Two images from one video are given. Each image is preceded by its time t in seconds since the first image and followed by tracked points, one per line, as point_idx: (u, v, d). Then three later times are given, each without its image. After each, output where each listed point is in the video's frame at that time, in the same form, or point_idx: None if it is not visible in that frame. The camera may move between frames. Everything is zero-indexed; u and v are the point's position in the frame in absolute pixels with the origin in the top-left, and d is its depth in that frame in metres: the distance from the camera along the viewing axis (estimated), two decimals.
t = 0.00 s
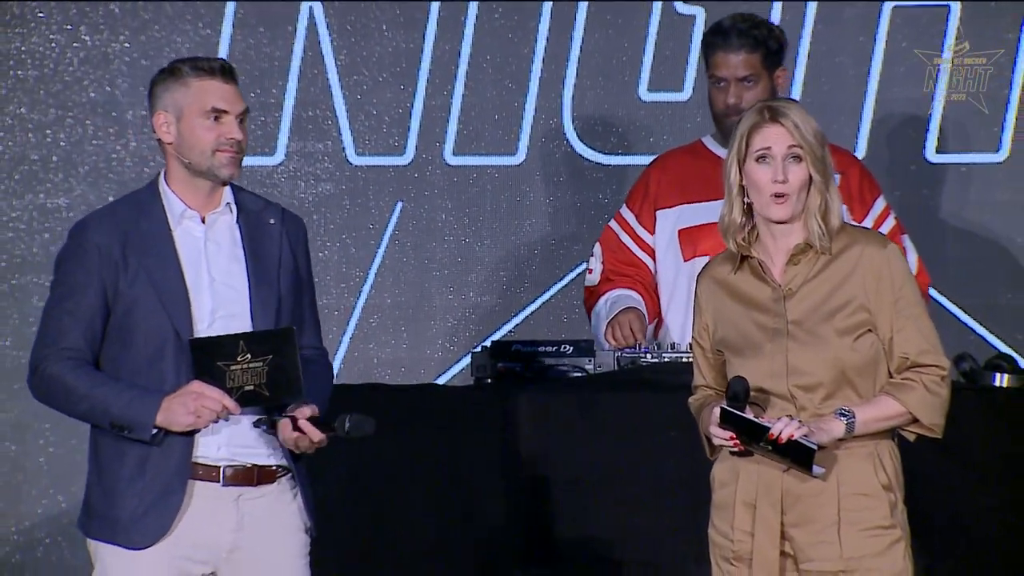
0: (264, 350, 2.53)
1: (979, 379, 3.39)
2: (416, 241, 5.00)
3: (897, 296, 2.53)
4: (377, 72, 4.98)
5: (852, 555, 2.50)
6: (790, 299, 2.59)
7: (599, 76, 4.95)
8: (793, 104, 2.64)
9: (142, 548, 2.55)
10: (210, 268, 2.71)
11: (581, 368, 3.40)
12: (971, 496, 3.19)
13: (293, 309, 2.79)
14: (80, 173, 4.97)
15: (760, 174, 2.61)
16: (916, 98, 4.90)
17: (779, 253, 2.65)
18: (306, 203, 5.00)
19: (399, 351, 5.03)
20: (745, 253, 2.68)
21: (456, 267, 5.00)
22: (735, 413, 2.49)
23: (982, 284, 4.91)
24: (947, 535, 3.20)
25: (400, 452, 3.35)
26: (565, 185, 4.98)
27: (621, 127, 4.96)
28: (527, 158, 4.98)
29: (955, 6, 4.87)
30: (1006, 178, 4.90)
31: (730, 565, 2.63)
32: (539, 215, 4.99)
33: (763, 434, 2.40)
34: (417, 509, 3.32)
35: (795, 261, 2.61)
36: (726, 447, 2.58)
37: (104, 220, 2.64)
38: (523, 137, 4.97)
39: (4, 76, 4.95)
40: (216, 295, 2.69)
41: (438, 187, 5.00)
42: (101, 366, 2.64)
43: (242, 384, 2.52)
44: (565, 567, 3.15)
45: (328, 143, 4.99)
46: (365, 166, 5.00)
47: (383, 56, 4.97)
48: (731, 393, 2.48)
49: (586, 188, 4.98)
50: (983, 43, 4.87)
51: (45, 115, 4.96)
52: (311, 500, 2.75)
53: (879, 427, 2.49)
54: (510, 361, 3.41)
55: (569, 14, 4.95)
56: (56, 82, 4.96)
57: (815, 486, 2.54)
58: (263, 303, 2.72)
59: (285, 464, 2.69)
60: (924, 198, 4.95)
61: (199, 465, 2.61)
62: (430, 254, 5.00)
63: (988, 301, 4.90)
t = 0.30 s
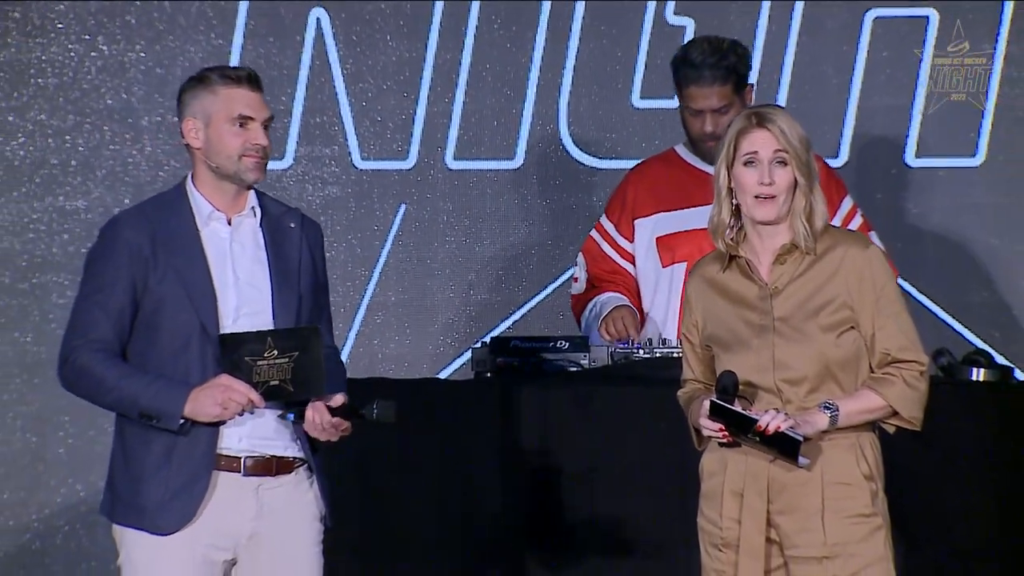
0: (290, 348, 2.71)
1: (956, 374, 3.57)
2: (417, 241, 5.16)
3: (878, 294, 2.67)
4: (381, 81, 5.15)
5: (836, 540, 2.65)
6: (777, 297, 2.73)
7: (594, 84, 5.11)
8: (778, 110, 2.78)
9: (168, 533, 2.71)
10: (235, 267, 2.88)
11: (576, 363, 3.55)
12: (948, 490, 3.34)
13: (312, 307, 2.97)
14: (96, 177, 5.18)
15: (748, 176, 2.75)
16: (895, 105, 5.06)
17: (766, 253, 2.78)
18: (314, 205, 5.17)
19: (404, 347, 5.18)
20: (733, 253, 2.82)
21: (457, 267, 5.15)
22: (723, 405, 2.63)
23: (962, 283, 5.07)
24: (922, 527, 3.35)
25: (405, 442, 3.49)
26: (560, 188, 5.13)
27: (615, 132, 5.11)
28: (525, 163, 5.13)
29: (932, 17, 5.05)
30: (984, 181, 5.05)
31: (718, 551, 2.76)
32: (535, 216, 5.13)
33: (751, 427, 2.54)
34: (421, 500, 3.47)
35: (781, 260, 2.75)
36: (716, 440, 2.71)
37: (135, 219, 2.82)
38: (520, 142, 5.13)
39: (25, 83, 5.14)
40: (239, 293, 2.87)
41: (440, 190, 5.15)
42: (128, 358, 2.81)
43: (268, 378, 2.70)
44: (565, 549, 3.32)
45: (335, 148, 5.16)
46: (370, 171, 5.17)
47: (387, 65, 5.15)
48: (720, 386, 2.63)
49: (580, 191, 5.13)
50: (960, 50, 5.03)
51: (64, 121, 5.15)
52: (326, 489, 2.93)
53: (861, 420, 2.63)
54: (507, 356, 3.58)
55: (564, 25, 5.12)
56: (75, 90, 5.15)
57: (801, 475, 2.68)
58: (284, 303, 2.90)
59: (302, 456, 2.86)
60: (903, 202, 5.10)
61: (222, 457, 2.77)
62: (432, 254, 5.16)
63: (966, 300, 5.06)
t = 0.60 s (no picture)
0: (303, 352, 2.84)
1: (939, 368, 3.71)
2: (421, 240, 5.29)
3: (864, 290, 2.78)
4: (386, 85, 5.27)
5: (825, 527, 2.75)
6: (767, 293, 2.84)
7: (592, 88, 5.25)
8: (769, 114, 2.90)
9: (181, 520, 2.83)
10: (249, 265, 3.02)
11: (574, 357, 3.69)
12: (934, 482, 3.44)
13: (322, 304, 3.11)
14: (112, 178, 5.30)
15: (739, 177, 2.87)
16: (882, 109, 5.20)
17: (756, 251, 2.91)
18: (321, 205, 5.29)
19: (408, 342, 5.32)
20: (726, 251, 2.94)
21: (459, 265, 5.28)
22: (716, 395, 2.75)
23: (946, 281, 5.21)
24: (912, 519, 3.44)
25: (410, 434, 3.61)
26: (560, 188, 5.27)
27: (613, 134, 5.25)
28: (525, 165, 5.26)
29: (918, 24, 5.19)
30: (968, 182, 5.21)
31: (711, 539, 2.87)
32: (536, 216, 5.26)
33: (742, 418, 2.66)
34: (426, 490, 3.59)
35: (772, 258, 2.86)
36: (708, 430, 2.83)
37: (153, 218, 2.93)
38: (520, 144, 5.26)
39: (42, 88, 5.28)
40: (253, 290, 3.00)
41: (442, 189, 5.27)
42: (144, 351, 2.92)
43: (279, 382, 2.82)
44: (565, 536, 3.44)
45: (341, 151, 5.29)
46: (376, 172, 5.29)
47: (392, 70, 5.27)
48: (713, 378, 2.75)
49: (578, 191, 5.27)
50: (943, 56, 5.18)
51: (80, 125, 5.29)
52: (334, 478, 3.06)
53: (850, 410, 2.72)
54: (508, 350, 3.67)
55: (564, 31, 5.24)
56: (91, 94, 5.28)
57: (791, 465, 2.78)
58: (296, 299, 3.02)
59: (312, 447, 2.99)
60: (889, 202, 5.24)
61: (235, 448, 2.89)
62: (435, 253, 5.28)
63: (951, 296, 5.22)
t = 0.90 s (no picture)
0: (307, 355, 2.91)
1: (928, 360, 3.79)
2: (422, 233, 5.37)
3: (855, 283, 2.86)
4: (387, 83, 5.36)
5: (816, 514, 2.81)
6: (760, 286, 2.91)
7: (589, 86, 5.33)
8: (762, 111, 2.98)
9: (186, 507, 2.91)
10: (252, 259, 3.10)
11: (572, 348, 3.78)
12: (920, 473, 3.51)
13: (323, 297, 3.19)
14: (120, 173, 5.39)
15: (732, 171, 2.95)
16: (871, 106, 5.28)
17: (750, 244, 2.98)
18: (324, 200, 5.37)
19: (409, 333, 5.39)
20: (720, 245, 3.02)
21: (458, 259, 5.37)
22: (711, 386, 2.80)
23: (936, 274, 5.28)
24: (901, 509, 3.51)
25: (410, 423, 3.69)
26: (558, 184, 5.35)
27: (610, 132, 5.34)
28: (523, 160, 5.34)
29: (907, 24, 5.28)
30: (955, 177, 5.28)
31: (705, 526, 2.94)
32: (535, 210, 5.36)
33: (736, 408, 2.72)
34: (426, 478, 3.67)
35: (764, 251, 2.94)
36: (702, 419, 2.90)
37: (159, 213, 3.02)
38: (520, 139, 5.34)
39: (51, 86, 5.36)
40: (257, 282, 3.08)
41: (443, 184, 5.35)
42: (150, 344, 3.01)
43: (282, 382, 2.90)
44: (561, 523, 3.54)
45: (344, 147, 5.36)
46: (378, 168, 5.36)
47: (393, 68, 5.35)
48: (707, 369, 2.81)
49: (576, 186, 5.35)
50: (932, 54, 5.28)
51: (89, 121, 5.38)
52: (336, 467, 3.15)
53: (842, 401, 2.79)
54: (507, 342, 3.77)
55: (561, 30, 5.33)
56: (99, 91, 5.38)
57: (783, 454, 2.84)
58: (298, 292, 3.11)
59: (313, 437, 3.07)
60: (880, 197, 5.32)
61: (238, 437, 2.98)
62: (436, 246, 5.37)
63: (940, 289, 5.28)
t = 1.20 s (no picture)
0: (308, 345, 2.97)
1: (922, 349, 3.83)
2: (422, 224, 5.42)
3: (850, 273, 2.89)
4: (388, 76, 5.40)
5: (810, 502, 2.85)
6: (756, 276, 2.95)
7: (587, 79, 5.37)
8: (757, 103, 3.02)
9: (188, 495, 2.95)
10: (252, 250, 3.14)
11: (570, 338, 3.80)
12: (920, 462, 3.52)
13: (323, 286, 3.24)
14: (124, 165, 5.43)
15: (728, 164, 2.99)
16: (866, 99, 5.32)
17: (746, 235, 3.02)
18: (325, 191, 5.42)
19: (409, 324, 5.43)
20: (716, 235, 3.06)
21: (457, 250, 5.41)
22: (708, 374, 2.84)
23: (930, 264, 5.32)
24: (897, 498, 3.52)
25: (412, 411, 3.75)
26: (556, 175, 5.38)
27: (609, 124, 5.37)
28: (522, 151, 5.38)
29: (901, 18, 5.31)
30: (950, 169, 5.32)
31: (701, 514, 2.98)
32: (533, 202, 5.39)
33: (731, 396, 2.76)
34: (427, 465, 3.73)
35: (760, 242, 2.98)
36: (698, 408, 2.93)
37: (160, 204, 3.06)
38: (518, 132, 5.38)
39: (55, 79, 5.41)
40: (257, 273, 3.12)
41: (443, 176, 5.40)
42: (152, 334, 3.05)
43: (285, 373, 2.95)
44: (557, 511, 3.58)
45: (344, 139, 5.41)
46: (378, 159, 5.41)
47: (393, 61, 5.39)
48: (704, 357, 2.85)
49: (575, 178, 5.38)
50: (927, 48, 5.30)
51: (93, 113, 5.42)
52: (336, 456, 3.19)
53: (837, 389, 2.83)
54: (506, 331, 3.81)
55: (560, 23, 5.37)
56: (103, 84, 5.42)
57: (778, 443, 2.88)
58: (298, 282, 3.15)
59: (313, 426, 3.12)
60: (875, 188, 5.35)
61: (239, 426, 3.02)
62: (436, 236, 5.41)
63: (935, 279, 5.32)
